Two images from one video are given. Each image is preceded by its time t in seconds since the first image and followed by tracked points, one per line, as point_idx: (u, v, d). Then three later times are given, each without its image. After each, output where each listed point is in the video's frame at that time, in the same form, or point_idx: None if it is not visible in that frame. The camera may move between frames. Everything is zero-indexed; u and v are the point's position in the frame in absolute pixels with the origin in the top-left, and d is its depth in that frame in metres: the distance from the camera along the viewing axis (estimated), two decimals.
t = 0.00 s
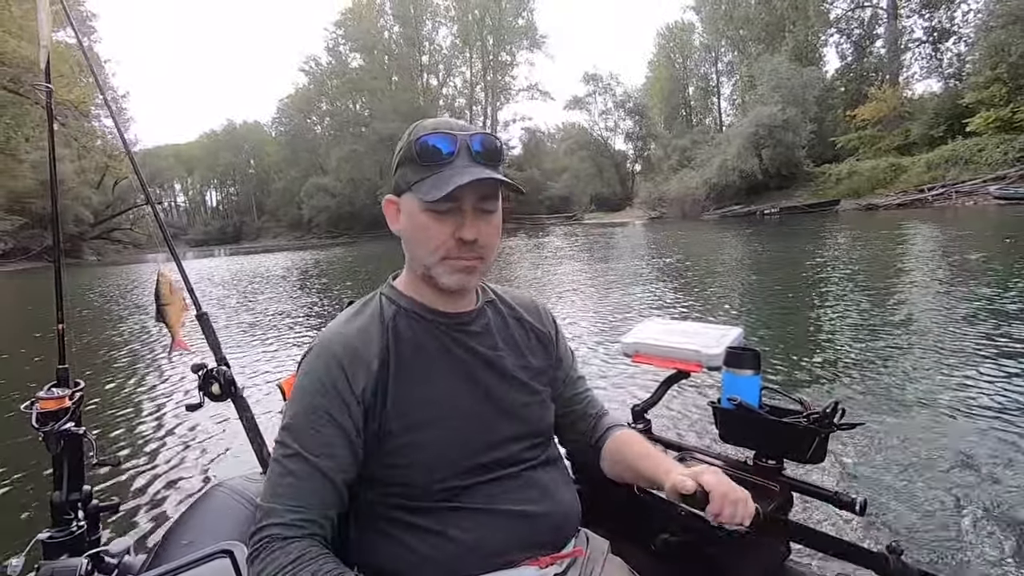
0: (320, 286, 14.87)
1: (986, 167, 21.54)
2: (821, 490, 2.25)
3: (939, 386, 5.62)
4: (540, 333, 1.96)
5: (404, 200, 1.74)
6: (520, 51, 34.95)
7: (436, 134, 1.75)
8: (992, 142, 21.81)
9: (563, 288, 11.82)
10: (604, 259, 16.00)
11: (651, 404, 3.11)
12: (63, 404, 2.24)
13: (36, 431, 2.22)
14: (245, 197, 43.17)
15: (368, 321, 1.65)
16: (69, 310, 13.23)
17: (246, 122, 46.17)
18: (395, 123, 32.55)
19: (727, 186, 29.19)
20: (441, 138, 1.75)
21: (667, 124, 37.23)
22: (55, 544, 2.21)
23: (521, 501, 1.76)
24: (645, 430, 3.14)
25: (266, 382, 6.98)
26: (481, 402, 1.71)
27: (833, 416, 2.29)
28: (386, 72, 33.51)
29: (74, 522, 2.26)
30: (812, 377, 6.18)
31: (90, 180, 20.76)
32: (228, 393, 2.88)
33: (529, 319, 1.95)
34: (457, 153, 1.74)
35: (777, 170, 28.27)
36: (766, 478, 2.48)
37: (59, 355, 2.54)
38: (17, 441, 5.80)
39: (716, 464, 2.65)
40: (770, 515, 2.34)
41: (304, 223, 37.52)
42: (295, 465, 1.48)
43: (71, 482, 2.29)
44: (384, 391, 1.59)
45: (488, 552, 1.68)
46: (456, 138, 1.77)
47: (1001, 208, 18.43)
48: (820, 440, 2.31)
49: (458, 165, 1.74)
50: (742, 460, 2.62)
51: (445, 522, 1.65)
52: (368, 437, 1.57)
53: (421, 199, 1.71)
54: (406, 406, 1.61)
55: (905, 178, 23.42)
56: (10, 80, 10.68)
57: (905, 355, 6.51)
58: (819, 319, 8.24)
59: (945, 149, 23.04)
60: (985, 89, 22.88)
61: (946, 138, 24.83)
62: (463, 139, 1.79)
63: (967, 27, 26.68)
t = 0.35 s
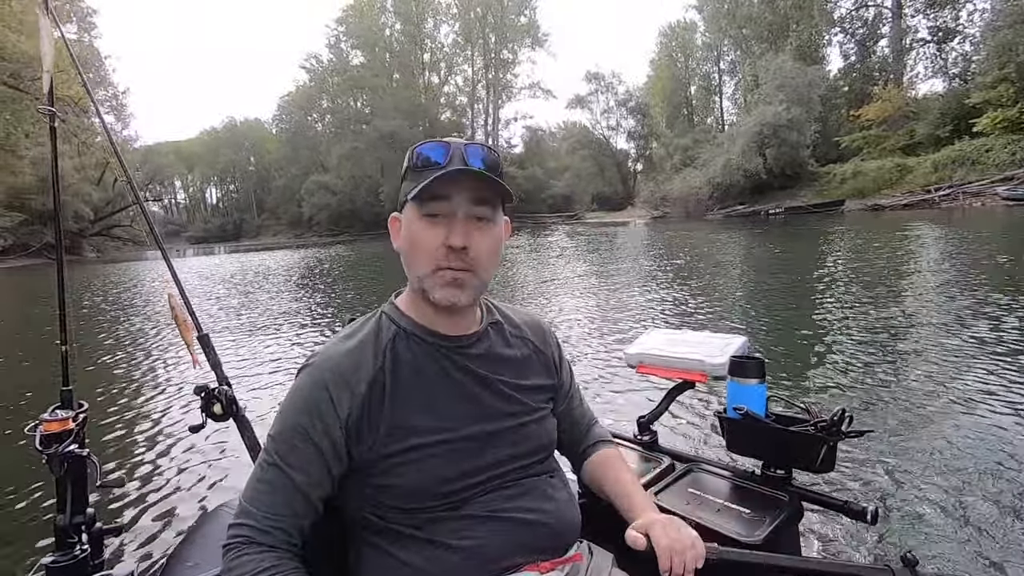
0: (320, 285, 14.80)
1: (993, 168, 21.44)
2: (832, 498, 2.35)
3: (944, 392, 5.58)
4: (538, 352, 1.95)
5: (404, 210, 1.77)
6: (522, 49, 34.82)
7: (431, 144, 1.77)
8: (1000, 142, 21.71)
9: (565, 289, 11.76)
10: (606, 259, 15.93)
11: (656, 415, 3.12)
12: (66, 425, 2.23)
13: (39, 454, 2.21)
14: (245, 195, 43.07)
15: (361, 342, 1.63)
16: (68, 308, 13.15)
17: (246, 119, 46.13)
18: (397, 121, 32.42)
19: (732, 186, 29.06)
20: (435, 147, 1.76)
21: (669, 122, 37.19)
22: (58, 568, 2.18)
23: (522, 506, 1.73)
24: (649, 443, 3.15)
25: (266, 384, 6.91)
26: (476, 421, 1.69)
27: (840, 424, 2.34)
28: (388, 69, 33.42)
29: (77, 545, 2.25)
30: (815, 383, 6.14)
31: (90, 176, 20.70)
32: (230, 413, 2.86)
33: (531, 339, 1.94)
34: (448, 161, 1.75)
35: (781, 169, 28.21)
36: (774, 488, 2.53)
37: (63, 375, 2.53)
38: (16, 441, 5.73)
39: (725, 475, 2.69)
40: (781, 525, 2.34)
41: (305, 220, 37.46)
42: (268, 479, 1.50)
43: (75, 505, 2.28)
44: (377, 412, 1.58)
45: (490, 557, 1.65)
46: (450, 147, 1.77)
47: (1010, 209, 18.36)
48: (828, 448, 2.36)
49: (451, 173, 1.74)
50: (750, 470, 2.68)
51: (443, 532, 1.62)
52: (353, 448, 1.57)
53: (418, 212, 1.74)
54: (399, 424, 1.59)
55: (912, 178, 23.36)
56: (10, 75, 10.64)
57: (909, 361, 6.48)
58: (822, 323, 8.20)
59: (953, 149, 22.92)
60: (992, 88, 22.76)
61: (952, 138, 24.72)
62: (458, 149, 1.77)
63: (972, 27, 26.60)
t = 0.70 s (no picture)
0: (320, 276, 14.74)
1: (1000, 166, 21.42)
2: (830, 498, 2.41)
3: (944, 392, 5.59)
4: (555, 366, 1.89)
5: (420, 219, 1.72)
6: (526, 40, 34.60)
7: (449, 152, 1.74)
8: (1008, 140, 21.66)
9: (564, 284, 11.74)
10: (606, 254, 15.91)
11: (655, 414, 3.13)
12: (65, 422, 2.23)
13: (38, 450, 2.20)
14: (243, 184, 42.82)
15: (376, 352, 1.61)
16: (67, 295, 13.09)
17: (246, 108, 45.91)
18: (397, 111, 32.31)
19: (735, 181, 28.95)
20: (455, 155, 1.73)
21: (672, 117, 37.11)
22: (57, 565, 2.19)
23: (525, 514, 1.74)
24: (648, 442, 3.19)
25: (265, 376, 6.88)
26: (487, 439, 1.68)
27: (840, 425, 2.34)
28: (389, 58, 33.26)
29: (75, 542, 2.24)
30: (815, 381, 6.14)
31: (88, 163, 20.60)
32: (229, 410, 2.83)
33: (548, 350, 1.90)
34: (469, 170, 1.71)
35: (785, 165, 28.16)
36: (773, 488, 2.54)
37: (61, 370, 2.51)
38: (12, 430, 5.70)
39: (725, 475, 2.71)
40: (781, 525, 2.35)
41: (304, 210, 37.34)
42: (310, 505, 1.49)
43: (72, 502, 2.26)
44: (394, 425, 1.58)
45: (498, 562, 1.67)
46: (471, 155, 1.73)
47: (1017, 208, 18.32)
48: (827, 449, 2.36)
49: (470, 181, 1.69)
50: (748, 470, 2.70)
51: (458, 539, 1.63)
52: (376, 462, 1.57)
53: (435, 220, 1.69)
54: (415, 440, 1.59)
55: (917, 175, 23.34)
56: (8, 59, 10.57)
57: (909, 360, 6.50)
58: (823, 321, 8.20)
59: (960, 146, 22.86)
60: (1000, 86, 22.66)
61: (958, 135, 24.70)
62: (479, 156, 1.74)
63: (979, 24, 26.48)
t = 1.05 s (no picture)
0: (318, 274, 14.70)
1: (1008, 164, 21.40)
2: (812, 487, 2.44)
3: (943, 385, 5.61)
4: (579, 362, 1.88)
5: (453, 198, 1.69)
6: (528, 39, 34.57)
7: (485, 128, 1.72)
8: (1015, 138, 21.64)
9: (563, 281, 11.72)
10: (606, 252, 15.86)
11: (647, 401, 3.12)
12: (57, 397, 2.20)
13: (29, 424, 2.17)
14: (243, 182, 42.74)
15: (407, 344, 1.59)
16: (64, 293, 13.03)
17: (246, 106, 45.87)
18: (398, 109, 32.33)
19: (738, 180, 28.88)
20: (493, 132, 1.71)
21: (673, 116, 37.08)
22: (47, 539, 2.17)
23: (524, 510, 1.71)
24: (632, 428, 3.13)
25: (263, 374, 6.89)
26: (498, 441, 1.67)
27: (827, 415, 2.39)
28: (389, 56, 33.26)
29: (67, 516, 2.23)
30: (816, 375, 6.11)
31: (88, 161, 20.57)
32: (224, 387, 2.82)
33: (572, 342, 1.89)
34: (509, 147, 1.70)
35: (789, 164, 28.11)
36: (760, 476, 2.53)
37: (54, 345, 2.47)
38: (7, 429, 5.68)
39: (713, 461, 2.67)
40: (765, 513, 2.29)
41: (303, 208, 37.31)
42: (396, 485, 1.46)
43: (64, 476, 2.24)
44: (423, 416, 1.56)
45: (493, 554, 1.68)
46: (511, 130, 1.73)
47: None
48: (814, 438, 2.40)
49: (513, 157, 1.68)
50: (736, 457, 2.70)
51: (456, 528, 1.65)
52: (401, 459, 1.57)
53: (472, 199, 1.65)
54: (440, 433, 1.59)
55: (922, 174, 23.31)
56: (8, 56, 10.55)
57: (911, 354, 6.50)
58: (823, 317, 8.20)
59: (967, 144, 22.84)
60: (1007, 83, 22.56)
61: (963, 133, 24.72)
62: (517, 134, 1.73)
63: (984, 21, 26.38)
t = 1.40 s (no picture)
0: (321, 278, 14.70)
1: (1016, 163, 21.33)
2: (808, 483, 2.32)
3: (945, 382, 5.61)
4: (595, 368, 1.83)
5: (464, 194, 1.69)
6: (529, 41, 34.60)
7: (494, 120, 1.71)
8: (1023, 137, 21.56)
9: (565, 283, 11.70)
10: (608, 254, 15.85)
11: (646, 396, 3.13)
12: (54, 387, 2.19)
13: (27, 414, 2.17)
14: (245, 187, 42.85)
15: (421, 342, 1.57)
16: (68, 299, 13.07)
17: (248, 111, 46.00)
18: (400, 113, 32.39)
19: (741, 181, 28.86)
20: (504, 125, 1.70)
21: (675, 117, 37.07)
22: (46, 527, 2.16)
23: (522, 515, 1.72)
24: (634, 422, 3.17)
25: (267, 378, 6.87)
26: (501, 444, 1.65)
27: (824, 411, 2.33)
28: (390, 60, 33.36)
29: (64, 505, 2.22)
30: (821, 374, 6.07)
31: (90, 167, 20.62)
32: (223, 377, 2.81)
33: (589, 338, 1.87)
34: (519, 139, 1.69)
35: (794, 165, 28.08)
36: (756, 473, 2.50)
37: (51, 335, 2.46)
38: (7, 433, 5.68)
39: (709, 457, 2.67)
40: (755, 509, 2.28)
41: (306, 213, 37.38)
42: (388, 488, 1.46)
43: (62, 466, 2.25)
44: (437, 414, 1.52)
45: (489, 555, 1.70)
46: (520, 122, 1.71)
47: None
48: (810, 435, 2.35)
49: (524, 150, 1.66)
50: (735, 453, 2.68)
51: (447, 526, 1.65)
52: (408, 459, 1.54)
53: (483, 194, 1.65)
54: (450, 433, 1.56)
55: (927, 173, 23.28)
56: (9, 63, 10.58)
57: (915, 352, 6.49)
58: (827, 316, 8.20)
59: (973, 144, 22.78)
60: (1014, 83, 22.48)
61: (968, 133, 24.71)
62: (526, 126, 1.72)
63: (987, 21, 26.39)
